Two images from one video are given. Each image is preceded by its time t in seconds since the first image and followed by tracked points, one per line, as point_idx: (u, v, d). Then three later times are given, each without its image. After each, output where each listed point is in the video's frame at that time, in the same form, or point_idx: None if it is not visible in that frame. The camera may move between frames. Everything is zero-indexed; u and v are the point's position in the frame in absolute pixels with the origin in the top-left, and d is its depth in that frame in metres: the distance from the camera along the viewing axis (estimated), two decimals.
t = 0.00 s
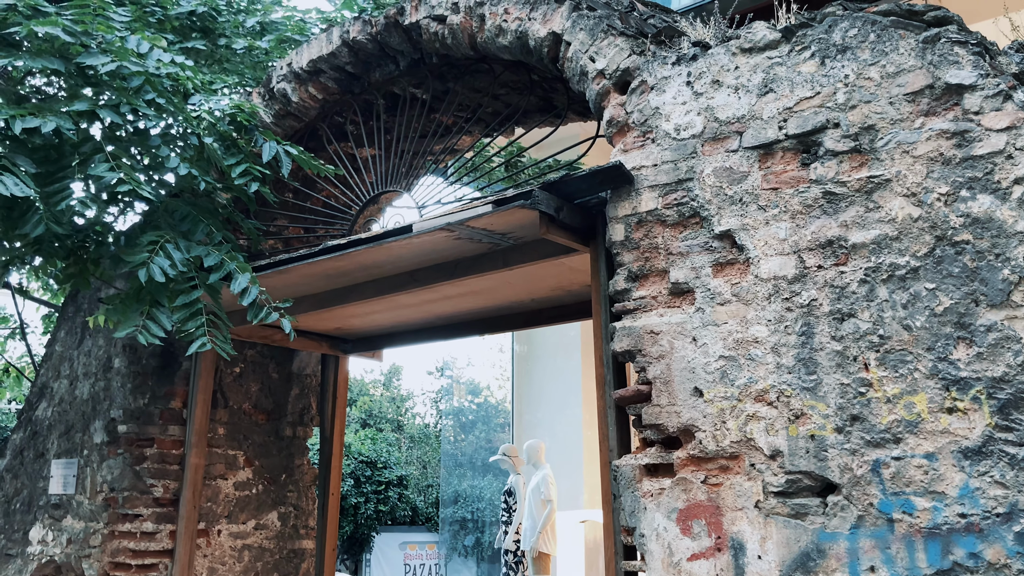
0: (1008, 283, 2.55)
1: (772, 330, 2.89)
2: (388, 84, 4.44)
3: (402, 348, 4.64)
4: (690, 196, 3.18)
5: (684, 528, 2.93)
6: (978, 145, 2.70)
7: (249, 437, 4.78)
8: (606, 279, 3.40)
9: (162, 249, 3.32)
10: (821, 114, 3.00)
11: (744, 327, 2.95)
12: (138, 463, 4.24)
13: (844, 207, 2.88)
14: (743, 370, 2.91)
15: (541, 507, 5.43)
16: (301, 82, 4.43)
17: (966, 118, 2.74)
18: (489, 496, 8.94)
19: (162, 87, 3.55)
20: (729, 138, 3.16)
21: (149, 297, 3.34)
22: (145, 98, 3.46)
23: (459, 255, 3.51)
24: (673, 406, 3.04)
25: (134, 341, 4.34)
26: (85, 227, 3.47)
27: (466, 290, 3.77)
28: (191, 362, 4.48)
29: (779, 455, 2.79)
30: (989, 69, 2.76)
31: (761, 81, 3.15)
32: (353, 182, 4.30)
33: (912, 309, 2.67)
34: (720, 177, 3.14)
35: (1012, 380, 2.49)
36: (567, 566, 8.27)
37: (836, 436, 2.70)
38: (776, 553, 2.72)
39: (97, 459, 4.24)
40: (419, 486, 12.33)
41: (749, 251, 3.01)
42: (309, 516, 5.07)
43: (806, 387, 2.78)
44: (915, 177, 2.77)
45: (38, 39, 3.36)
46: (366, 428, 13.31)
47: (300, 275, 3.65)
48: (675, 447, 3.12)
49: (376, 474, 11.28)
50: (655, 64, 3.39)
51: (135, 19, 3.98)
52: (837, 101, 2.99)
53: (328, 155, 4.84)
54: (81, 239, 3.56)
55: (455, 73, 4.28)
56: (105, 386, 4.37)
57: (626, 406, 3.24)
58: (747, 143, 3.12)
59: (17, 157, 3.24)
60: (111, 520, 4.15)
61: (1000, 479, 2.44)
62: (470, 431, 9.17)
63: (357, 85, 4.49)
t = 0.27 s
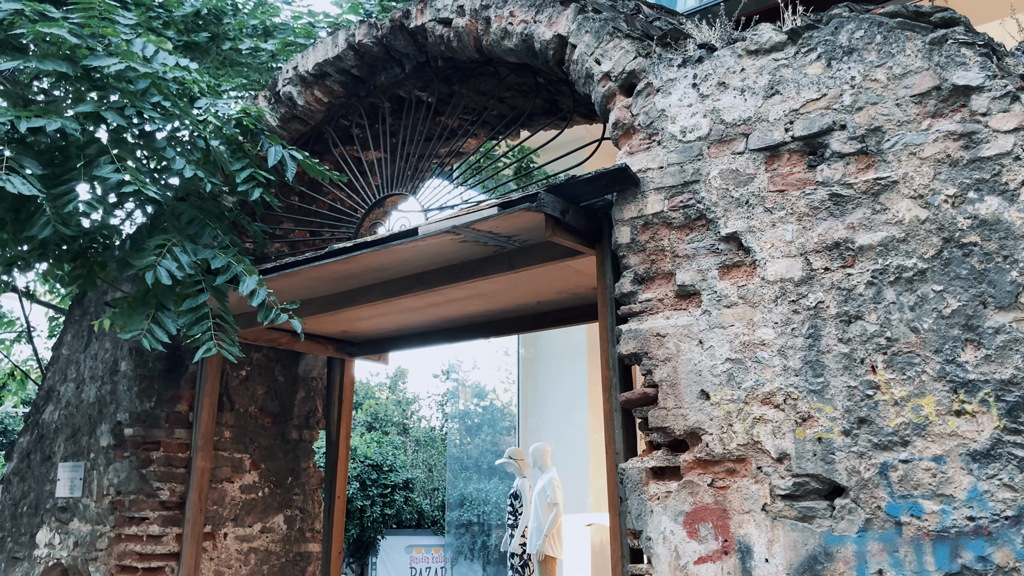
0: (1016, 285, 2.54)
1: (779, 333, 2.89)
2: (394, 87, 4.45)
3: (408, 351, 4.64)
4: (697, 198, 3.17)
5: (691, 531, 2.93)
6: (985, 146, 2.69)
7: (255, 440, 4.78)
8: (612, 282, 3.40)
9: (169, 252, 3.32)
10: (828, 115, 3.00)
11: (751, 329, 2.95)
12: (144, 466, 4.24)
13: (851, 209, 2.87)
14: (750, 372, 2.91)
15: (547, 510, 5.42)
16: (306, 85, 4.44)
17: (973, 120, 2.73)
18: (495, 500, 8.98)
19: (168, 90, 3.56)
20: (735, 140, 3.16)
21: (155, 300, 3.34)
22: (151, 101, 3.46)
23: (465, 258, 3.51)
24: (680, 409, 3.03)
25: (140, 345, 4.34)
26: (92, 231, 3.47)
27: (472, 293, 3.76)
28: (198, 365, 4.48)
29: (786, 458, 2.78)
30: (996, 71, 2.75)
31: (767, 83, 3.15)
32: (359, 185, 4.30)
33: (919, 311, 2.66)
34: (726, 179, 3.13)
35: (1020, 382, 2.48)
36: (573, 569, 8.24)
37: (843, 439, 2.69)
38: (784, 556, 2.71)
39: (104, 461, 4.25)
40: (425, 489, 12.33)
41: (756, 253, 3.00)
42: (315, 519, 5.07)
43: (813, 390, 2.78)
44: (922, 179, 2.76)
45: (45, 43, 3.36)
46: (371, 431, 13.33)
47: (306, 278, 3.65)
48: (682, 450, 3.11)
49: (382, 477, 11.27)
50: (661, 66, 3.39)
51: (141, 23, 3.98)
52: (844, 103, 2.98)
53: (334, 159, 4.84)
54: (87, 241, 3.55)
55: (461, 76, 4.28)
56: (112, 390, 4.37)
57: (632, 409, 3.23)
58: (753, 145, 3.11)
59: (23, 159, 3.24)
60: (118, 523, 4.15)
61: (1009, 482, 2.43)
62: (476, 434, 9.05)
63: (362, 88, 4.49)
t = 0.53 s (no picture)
0: (1022, 284, 2.54)
1: (783, 333, 2.88)
2: (398, 89, 4.46)
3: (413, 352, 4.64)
4: (701, 199, 3.17)
5: (696, 531, 2.92)
6: (990, 145, 2.69)
7: (260, 442, 4.79)
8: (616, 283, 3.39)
9: (174, 254, 3.33)
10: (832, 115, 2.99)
11: (756, 330, 2.94)
12: (150, 467, 4.25)
13: (855, 209, 2.87)
14: (755, 372, 2.90)
15: (551, 511, 5.42)
16: (311, 86, 4.44)
17: (978, 119, 2.73)
18: (500, 501, 8.90)
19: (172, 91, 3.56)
20: (739, 140, 3.15)
21: (160, 301, 3.34)
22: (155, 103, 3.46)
23: (469, 259, 3.51)
24: (685, 409, 3.03)
25: (146, 346, 4.35)
26: (96, 232, 3.48)
27: (476, 294, 3.76)
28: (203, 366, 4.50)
29: (791, 458, 2.77)
30: (1001, 70, 2.75)
31: (771, 83, 3.15)
32: (363, 186, 4.31)
33: (925, 311, 2.66)
34: (730, 180, 3.13)
35: None
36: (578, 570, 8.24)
37: (848, 439, 2.69)
38: (789, 556, 2.71)
39: (109, 463, 4.24)
40: (429, 491, 12.40)
41: (760, 253, 3.00)
42: (320, 520, 5.07)
43: (818, 391, 2.77)
44: (927, 179, 2.76)
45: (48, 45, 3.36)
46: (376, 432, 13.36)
47: (310, 279, 3.66)
48: (686, 450, 3.11)
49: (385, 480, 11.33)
50: (664, 67, 3.39)
51: (145, 24, 3.99)
52: (848, 103, 2.97)
53: (338, 160, 4.85)
54: (92, 242, 3.58)
55: (464, 78, 4.28)
56: (117, 391, 4.37)
57: (637, 409, 3.23)
58: (757, 145, 3.11)
59: (27, 161, 3.24)
60: (124, 525, 4.15)
61: (1015, 482, 2.42)
62: (481, 435, 9.11)
63: (366, 89, 4.50)
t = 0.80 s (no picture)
0: None
1: (788, 331, 2.88)
2: (401, 88, 4.46)
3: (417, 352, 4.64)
4: (705, 197, 3.17)
5: (701, 530, 2.92)
6: (995, 142, 2.68)
7: (265, 441, 4.79)
8: (620, 281, 3.39)
9: (178, 255, 3.33)
10: (836, 113, 2.99)
11: (761, 328, 2.94)
12: (155, 467, 4.25)
13: (860, 206, 2.87)
14: (760, 371, 2.90)
15: (556, 510, 5.42)
16: (314, 86, 4.45)
17: (983, 116, 2.72)
18: (504, 499, 8.81)
19: (175, 92, 3.55)
20: (743, 138, 3.15)
21: (164, 301, 3.35)
22: (157, 104, 3.45)
23: (473, 259, 3.51)
24: (689, 408, 3.03)
25: (150, 346, 4.35)
26: (100, 233, 3.48)
27: (480, 294, 3.76)
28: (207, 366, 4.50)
29: (796, 456, 2.77)
30: (1006, 66, 2.74)
31: (775, 81, 3.14)
32: (367, 186, 4.31)
33: (930, 309, 2.65)
34: (735, 178, 3.13)
35: None
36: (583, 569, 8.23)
37: (853, 437, 2.69)
38: (794, 555, 2.70)
39: (115, 463, 4.26)
40: (433, 490, 12.44)
41: (765, 251, 3.00)
42: (325, 520, 5.08)
43: (823, 388, 2.77)
44: (931, 176, 2.75)
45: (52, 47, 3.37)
46: (381, 432, 13.39)
47: (314, 279, 3.66)
48: (691, 449, 3.11)
49: (391, 478, 11.19)
50: (668, 65, 3.38)
51: (149, 25, 3.99)
52: (852, 101, 2.97)
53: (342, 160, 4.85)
54: (95, 242, 3.58)
55: (468, 77, 4.28)
56: (122, 392, 4.38)
57: (641, 408, 3.23)
58: (762, 143, 3.11)
59: (30, 163, 3.25)
60: (129, 525, 4.15)
61: (1021, 480, 2.42)
62: (486, 434, 9.09)
63: (370, 89, 4.50)
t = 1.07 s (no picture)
0: None
1: (794, 327, 2.88)
2: (406, 86, 4.45)
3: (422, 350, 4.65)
4: (710, 193, 3.16)
5: (708, 527, 2.92)
6: (1002, 137, 2.67)
7: (271, 440, 4.80)
8: (625, 278, 3.39)
9: (183, 253, 3.34)
10: (841, 108, 2.98)
11: (767, 325, 2.94)
12: (162, 465, 4.26)
13: (866, 202, 2.86)
14: (766, 367, 2.90)
15: (563, 507, 5.41)
16: (319, 85, 4.45)
17: (989, 111, 2.71)
18: (511, 497, 8.93)
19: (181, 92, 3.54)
20: (749, 134, 3.15)
21: (169, 301, 3.34)
22: (162, 105, 3.45)
23: (478, 256, 3.51)
24: (695, 405, 3.03)
25: (157, 345, 4.36)
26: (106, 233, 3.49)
27: (485, 291, 3.76)
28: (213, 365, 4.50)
29: (803, 452, 2.77)
30: (1012, 61, 2.72)
31: (780, 77, 3.14)
32: (372, 184, 4.31)
33: (936, 304, 2.64)
34: (740, 174, 3.12)
35: None
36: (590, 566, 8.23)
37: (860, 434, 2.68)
38: (801, 552, 2.71)
39: (122, 461, 4.28)
40: (440, 487, 12.48)
41: (770, 247, 2.99)
42: (332, 518, 5.09)
43: (829, 385, 2.76)
44: (937, 171, 2.75)
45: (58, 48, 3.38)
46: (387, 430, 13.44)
47: (320, 277, 3.67)
48: (697, 446, 3.11)
49: (397, 477, 11.33)
50: (673, 61, 3.38)
51: (153, 24, 4.00)
52: (857, 96, 2.96)
53: (347, 158, 4.86)
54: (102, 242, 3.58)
55: (472, 74, 4.28)
56: (128, 391, 4.39)
57: (647, 405, 3.23)
58: (767, 139, 3.10)
59: (35, 164, 3.25)
60: (136, 523, 4.18)
61: None
62: (492, 432, 9.15)
63: (374, 87, 4.50)
